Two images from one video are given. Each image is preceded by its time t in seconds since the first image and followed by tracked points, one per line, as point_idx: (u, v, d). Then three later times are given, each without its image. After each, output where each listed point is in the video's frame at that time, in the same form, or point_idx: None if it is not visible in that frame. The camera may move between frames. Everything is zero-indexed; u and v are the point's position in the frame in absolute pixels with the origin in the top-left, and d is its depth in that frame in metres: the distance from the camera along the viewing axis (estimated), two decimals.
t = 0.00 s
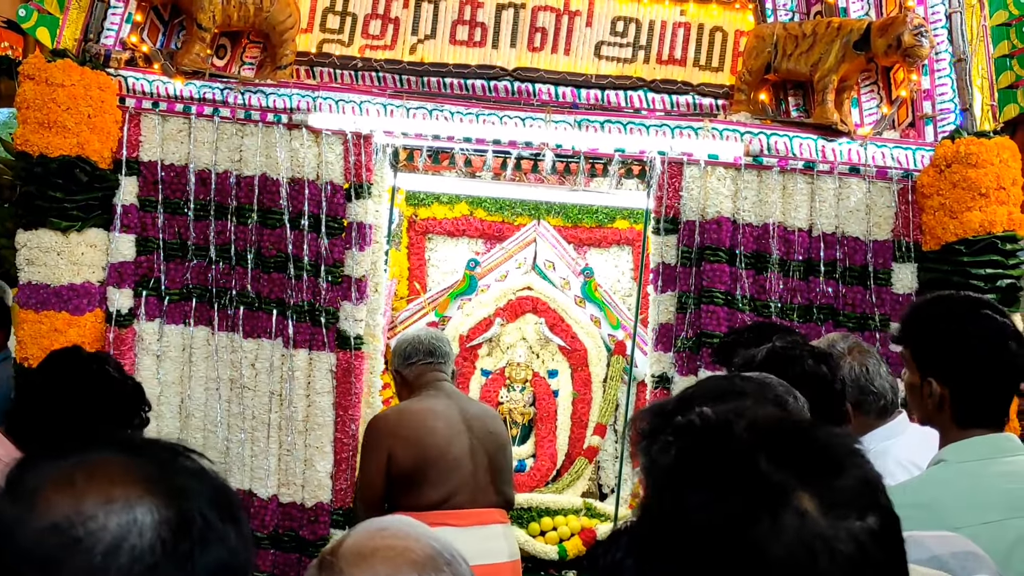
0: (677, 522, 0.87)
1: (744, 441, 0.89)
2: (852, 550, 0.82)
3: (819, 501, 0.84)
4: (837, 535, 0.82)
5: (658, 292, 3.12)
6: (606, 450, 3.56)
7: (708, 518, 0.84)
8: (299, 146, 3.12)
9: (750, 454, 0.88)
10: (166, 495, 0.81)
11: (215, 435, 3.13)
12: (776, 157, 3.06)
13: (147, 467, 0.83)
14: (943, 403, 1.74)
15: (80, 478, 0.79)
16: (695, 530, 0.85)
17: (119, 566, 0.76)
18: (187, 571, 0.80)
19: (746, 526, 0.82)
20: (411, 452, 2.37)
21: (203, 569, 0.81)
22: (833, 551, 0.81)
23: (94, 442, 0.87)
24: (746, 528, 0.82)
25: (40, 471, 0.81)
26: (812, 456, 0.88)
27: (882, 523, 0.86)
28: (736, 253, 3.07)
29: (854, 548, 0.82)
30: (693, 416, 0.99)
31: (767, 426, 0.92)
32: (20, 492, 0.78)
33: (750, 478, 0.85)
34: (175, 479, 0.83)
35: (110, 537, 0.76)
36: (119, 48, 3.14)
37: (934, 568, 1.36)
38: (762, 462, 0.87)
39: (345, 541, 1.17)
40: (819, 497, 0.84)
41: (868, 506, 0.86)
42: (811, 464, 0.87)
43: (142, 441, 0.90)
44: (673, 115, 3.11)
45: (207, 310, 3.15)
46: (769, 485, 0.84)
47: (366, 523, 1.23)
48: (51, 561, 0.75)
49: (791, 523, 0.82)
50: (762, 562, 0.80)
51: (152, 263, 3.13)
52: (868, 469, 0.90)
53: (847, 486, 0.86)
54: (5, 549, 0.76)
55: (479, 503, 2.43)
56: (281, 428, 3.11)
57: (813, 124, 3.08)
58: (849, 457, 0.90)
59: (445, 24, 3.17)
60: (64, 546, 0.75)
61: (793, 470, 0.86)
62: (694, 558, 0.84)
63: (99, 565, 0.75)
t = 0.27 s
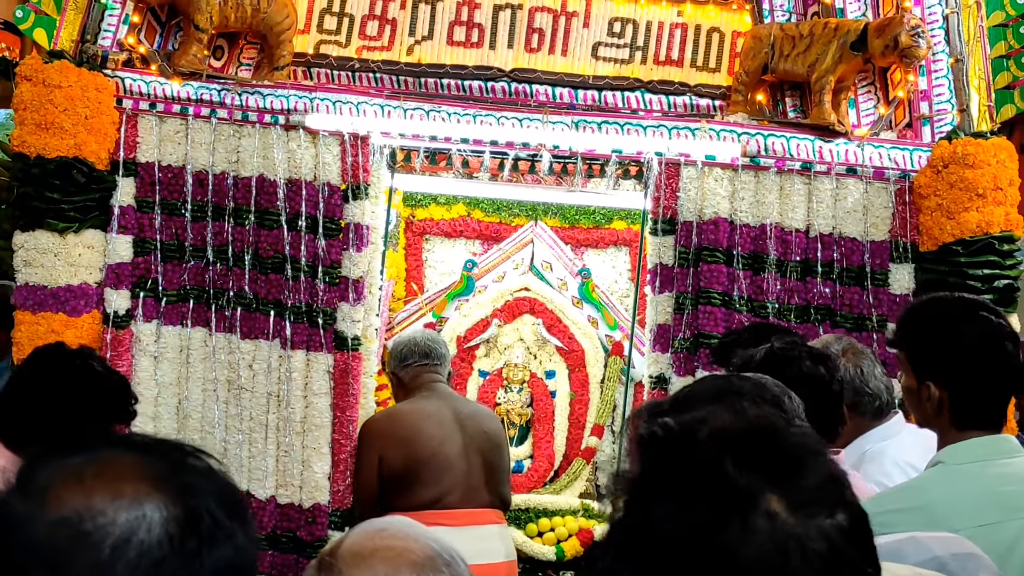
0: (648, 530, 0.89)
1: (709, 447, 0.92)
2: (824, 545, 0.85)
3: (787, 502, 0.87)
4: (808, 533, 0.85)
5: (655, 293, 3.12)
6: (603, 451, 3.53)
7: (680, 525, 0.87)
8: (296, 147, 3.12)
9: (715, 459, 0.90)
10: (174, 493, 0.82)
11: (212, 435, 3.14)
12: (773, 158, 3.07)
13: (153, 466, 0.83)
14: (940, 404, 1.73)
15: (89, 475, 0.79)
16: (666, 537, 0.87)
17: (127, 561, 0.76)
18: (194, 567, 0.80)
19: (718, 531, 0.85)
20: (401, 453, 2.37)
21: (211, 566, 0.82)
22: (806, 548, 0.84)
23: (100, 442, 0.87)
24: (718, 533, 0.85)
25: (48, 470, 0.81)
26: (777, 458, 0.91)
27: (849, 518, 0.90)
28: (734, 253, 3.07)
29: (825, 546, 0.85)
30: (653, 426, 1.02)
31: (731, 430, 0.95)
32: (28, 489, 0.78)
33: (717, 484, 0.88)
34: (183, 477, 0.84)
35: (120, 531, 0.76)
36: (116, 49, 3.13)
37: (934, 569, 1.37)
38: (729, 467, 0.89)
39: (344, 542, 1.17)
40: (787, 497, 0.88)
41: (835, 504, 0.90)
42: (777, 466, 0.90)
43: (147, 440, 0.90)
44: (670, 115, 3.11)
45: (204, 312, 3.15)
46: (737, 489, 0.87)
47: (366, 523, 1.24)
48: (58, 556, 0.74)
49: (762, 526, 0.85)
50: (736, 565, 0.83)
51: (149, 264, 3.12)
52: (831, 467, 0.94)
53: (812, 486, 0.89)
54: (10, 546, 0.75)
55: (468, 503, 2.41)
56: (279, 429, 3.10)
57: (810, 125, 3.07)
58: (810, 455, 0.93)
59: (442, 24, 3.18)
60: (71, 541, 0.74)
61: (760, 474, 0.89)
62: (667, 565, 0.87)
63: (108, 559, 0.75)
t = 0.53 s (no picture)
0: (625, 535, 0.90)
1: (684, 451, 0.92)
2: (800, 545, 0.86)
3: (762, 505, 0.87)
4: (784, 536, 0.86)
5: (655, 293, 3.12)
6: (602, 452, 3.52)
7: (655, 533, 0.87)
8: (296, 147, 3.11)
9: (690, 464, 0.90)
10: (176, 492, 0.82)
11: (212, 436, 3.14)
12: (772, 158, 3.06)
13: (154, 465, 0.83)
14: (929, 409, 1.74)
15: (91, 473, 0.80)
16: (643, 544, 0.88)
17: (127, 561, 0.76)
18: (195, 567, 0.80)
19: (693, 536, 0.85)
20: (401, 453, 2.37)
21: (211, 565, 0.82)
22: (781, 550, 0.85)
23: (104, 441, 0.87)
24: (693, 539, 0.85)
25: (51, 467, 0.81)
26: (753, 460, 0.91)
27: (825, 516, 0.91)
28: (733, 254, 3.07)
29: (802, 547, 0.86)
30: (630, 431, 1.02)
31: (706, 433, 0.95)
32: (30, 487, 0.79)
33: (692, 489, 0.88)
34: (185, 476, 0.84)
35: (120, 531, 0.76)
36: (115, 49, 3.14)
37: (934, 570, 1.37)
38: (704, 471, 0.89)
39: (343, 542, 1.17)
40: (762, 499, 0.88)
41: (812, 504, 0.90)
42: (752, 468, 0.90)
43: (151, 439, 0.90)
44: (669, 116, 3.11)
45: (204, 312, 3.15)
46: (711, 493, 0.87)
47: (365, 523, 1.23)
48: (60, 554, 0.74)
49: (738, 530, 0.85)
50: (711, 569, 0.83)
51: (148, 265, 3.12)
52: (808, 466, 0.93)
53: (788, 487, 0.89)
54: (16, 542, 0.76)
55: (473, 502, 2.42)
56: (278, 430, 3.10)
57: (809, 125, 3.07)
58: (786, 455, 0.93)
59: (442, 25, 3.18)
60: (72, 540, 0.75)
61: (735, 476, 0.89)
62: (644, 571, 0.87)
63: (108, 558, 0.75)
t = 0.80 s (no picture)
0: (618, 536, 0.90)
1: (678, 453, 0.92)
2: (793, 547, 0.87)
3: (755, 505, 0.87)
4: (777, 537, 0.86)
5: (655, 294, 3.12)
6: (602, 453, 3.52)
7: (650, 533, 0.87)
8: (296, 149, 3.11)
9: (683, 465, 0.90)
10: (180, 492, 0.83)
11: (213, 436, 3.14)
12: (772, 159, 3.07)
13: (160, 463, 0.84)
14: (925, 411, 1.75)
15: (96, 471, 0.82)
16: (637, 545, 0.88)
17: (131, 558, 0.77)
18: (197, 566, 0.81)
19: (686, 538, 0.85)
20: (404, 454, 2.38)
21: (213, 564, 0.82)
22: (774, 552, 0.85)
23: (109, 440, 0.88)
24: (686, 539, 0.85)
25: (59, 463, 0.83)
26: (746, 461, 0.90)
27: (816, 517, 0.91)
28: (733, 255, 3.07)
29: (794, 548, 0.86)
30: (625, 434, 1.02)
31: (699, 434, 0.95)
32: (37, 484, 0.81)
33: (686, 490, 0.88)
34: (190, 476, 0.85)
35: (124, 527, 0.78)
36: (116, 50, 3.14)
37: (935, 570, 1.38)
38: (697, 472, 0.89)
39: (345, 541, 1.18)
40: (756, 500, 0.87)
41: (804, 505, 0.90)
42: (746, 469, 0.89)
43: (160, 439, 0.91)
44: (669, 117, 3.12)
45: (205, 313, 3.16)
46: (704, 495, 0.87)
47: (366, 522, 1.24)
48: (66, 549, 0.76)
49: (730, 530, 0.85)
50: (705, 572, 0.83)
51: (149, 266, 3.12)
52: (801, 466, 0.93)
53: (782, 488, 0.89)
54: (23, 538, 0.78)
55: (473, 503, 2.42)
56: (279, 430, 3.11)
57: (809, 126, 3.08)
58: (779, 455, 0.93)
59: (442, 26, 3.18)
60: (76, 537, 0.77)
61: (728, 477, 0.89)
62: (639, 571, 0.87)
63: (111, 555, 0.77)
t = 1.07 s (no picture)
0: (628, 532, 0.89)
1: (690, 448, 0.91)
2: (805, 544, 0.85)
3: (768, 502, 0.86)
4: (789, 534, 0.85)
5: (656, 294, 3.11)
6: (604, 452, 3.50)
7: (661, 529, 0.86)
8: (298, 149, 3.11)
9: (695, 461, 0.90)
10: (181, 491, 0.82)
11: (215, 437, 3.14)
12: (774, 159, 3.07)
13: (161, 462, 0.83)
14: (929, 409, 1.74)
15: (97, 471, 0.80)
16: (647, 540, 0.87)
17: (132, 558, 0.76)
18: (198, 566, 0.80)
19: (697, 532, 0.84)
20: (407, 451, 2.37)
21: (214, 564, 0.81)
22: (787, 548, 0.84)
23: (109, 439, 0.87)
24: (697, 534, 0.84)
25: (59, 463, 0.82)
26: (760, 457, 0.89)
27: (830, 515, 0.90)
28: (735, 255, 3.07)
29: (806, 545, 0.85)
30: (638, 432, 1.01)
31: (712, 431, 0.94)
32: (38, 484, 0.79)
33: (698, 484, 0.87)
34: (191, 476, 0.84)
35: (124, 528, 0.77)
36: (117, 50, 3.14)
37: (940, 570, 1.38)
38: (710, 466, 0.89)
39: (347, 540, 1.18)
40: (769, 496, 0.86)
41: (817, 502, 0.89)
42: (759, 465, 0.89)
43: (161, 438, 0.90)
44: (670, 118, 3.12)
45: (206, 313, 3.15)
46: (716, 490, 0.86)
47: (369, 521, 1.24)
48: (67, 551, 0.75)
49: (742, 526, 0.84)
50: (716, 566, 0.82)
51: (151, 266, 3.13)
52: (814, 464, 0.92)
53: (795, 485, 0.88)
54: (23, 539, 0.77)
55: (473, 503, 2.42)
56: (281, 430, 3.11)
57: (810, 126, 3.08)
58: (793, 452, 0.92)
59: (443, 26, 3.18)
60: (77, 538, 0.75)
61: (741, 472, 0.88)
62: (649, 568, 0.86)
63: (112, 555, 0.75)
